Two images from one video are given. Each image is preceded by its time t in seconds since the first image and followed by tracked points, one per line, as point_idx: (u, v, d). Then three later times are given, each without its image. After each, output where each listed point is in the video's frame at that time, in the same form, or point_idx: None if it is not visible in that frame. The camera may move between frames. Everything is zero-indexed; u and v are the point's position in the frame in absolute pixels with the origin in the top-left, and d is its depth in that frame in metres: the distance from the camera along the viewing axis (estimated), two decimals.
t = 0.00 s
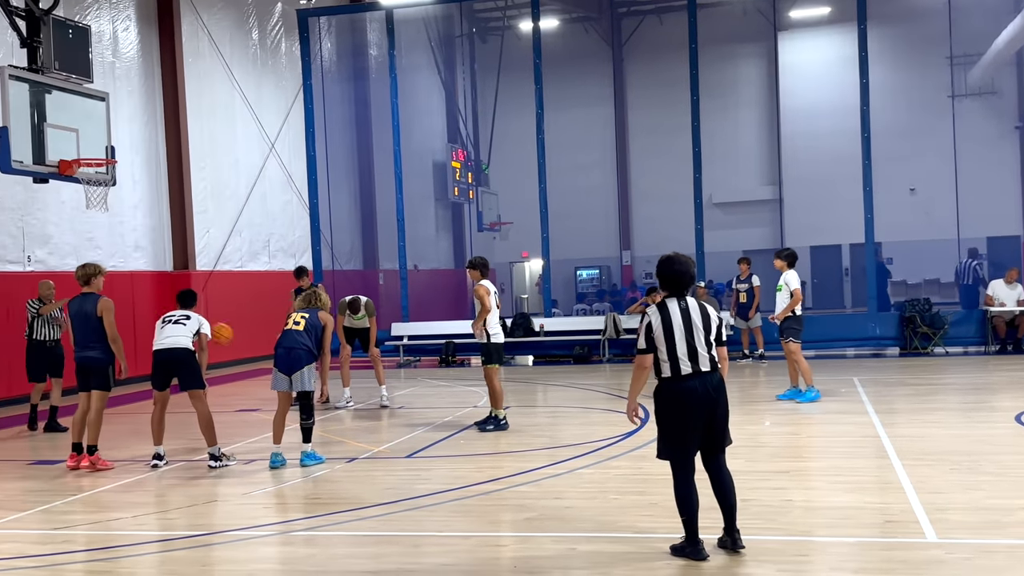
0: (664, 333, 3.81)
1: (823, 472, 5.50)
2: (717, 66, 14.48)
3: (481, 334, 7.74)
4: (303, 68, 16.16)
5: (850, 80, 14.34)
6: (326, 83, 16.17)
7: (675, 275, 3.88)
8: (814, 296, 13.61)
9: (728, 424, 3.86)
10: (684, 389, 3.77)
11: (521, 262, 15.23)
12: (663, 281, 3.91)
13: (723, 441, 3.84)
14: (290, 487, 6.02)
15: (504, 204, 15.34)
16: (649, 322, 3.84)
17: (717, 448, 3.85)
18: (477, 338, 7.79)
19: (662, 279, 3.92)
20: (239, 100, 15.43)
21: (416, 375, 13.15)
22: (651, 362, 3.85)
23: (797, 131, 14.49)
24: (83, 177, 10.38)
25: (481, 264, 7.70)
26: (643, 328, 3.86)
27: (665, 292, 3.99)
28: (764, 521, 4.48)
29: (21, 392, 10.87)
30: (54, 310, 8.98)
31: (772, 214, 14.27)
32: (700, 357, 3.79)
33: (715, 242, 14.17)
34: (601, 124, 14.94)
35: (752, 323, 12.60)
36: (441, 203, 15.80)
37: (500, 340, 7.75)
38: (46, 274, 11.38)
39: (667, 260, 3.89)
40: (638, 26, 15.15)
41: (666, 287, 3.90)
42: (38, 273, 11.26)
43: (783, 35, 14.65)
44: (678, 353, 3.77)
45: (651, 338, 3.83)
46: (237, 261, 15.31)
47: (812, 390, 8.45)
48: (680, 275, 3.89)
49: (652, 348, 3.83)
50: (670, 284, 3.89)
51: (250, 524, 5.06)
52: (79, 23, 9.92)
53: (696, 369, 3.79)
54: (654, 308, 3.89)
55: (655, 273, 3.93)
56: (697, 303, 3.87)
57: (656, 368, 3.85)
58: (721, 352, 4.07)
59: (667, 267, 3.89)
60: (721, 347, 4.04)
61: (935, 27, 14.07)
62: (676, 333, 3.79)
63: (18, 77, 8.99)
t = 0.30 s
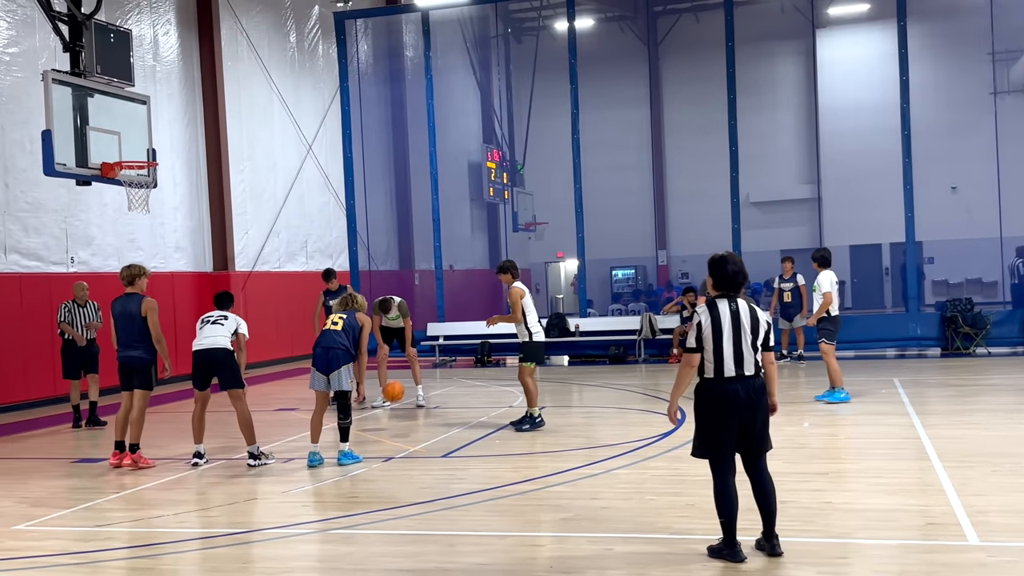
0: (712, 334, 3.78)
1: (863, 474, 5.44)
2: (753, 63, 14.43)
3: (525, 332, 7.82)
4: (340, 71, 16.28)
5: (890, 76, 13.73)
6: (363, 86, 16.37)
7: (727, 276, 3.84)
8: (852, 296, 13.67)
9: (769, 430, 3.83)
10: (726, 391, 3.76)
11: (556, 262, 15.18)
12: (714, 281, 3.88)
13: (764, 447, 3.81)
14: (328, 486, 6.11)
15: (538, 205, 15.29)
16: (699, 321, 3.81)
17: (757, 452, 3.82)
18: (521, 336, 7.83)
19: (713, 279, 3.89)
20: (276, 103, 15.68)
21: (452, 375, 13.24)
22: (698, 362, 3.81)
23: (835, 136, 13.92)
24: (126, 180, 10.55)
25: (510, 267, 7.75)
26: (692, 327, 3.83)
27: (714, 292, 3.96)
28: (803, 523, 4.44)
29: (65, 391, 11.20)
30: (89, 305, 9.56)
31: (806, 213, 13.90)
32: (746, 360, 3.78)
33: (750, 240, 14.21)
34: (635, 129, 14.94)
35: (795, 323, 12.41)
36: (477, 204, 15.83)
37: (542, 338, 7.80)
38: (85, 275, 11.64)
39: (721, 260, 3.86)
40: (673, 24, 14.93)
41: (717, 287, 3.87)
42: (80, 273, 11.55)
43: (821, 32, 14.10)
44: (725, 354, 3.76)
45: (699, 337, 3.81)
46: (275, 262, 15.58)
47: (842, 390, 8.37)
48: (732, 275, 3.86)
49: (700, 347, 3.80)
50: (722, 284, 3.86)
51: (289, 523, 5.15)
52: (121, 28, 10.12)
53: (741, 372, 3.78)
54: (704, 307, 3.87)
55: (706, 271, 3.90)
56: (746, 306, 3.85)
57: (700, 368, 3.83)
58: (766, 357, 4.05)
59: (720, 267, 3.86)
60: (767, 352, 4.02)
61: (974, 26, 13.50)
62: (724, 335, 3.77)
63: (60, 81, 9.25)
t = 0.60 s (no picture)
0: (754, 333, 3.75)
1: (895, 477, 5.40)
2: (784, 63, 14.35)
3: (555, 335, 7.85)
4: (369, 72, 16.31)
5: (922, 76, 13.94)
6: (392, 86, 16.34)
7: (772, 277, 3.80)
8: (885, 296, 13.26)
9: (804, 434, 3.82)
10: (765, 393, 3.74)
11: (584, 264, 15.27)
12: (758, 281, 3.85)
13: (797, 451, 3.80)
14: (357, 486, 6.19)
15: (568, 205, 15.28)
16: (740, 319, 3.79)
17: (791, 455, 3.82)
18: (551, 338, 7.87)
19: (757, 279, 3.86)
20: (307, 105, 15.88)
21: (480, 375, 13.30)
22: (738, 361, 3.78)
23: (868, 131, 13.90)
24: (158, 181, 10.66)
25: (535, 271, 7.79)
26: (733, 325, 3.80)
27: (757, 292, 3.93)
28: (833, 526, 4.43)
29: (98, 391, 11.45)
30: (121, 305, 9.77)
31: (838, 214, 13.91)
32: (786, 363, 3.75)
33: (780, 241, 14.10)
34: (664, 128, 14.86)
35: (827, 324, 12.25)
36: (504, 205, 15.92)
37: (573, 341, 7.82)
38: (117, 274, 11.88)
39: (766, 259, 3.82)
40: (703, 24, 14.89)
41: (761, 287, 3.84)
42: (112, 273, 11.79)
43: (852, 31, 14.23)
44: (765, 356, 3.73)
45: (741, 335, 3.78)
46: (305, 262, 15.76)
47: (872, 393, 8.31)
48: (777, 276, 3.82)
49: (740, 346, 3.77)
50: (765, 284, 3.83)
51: (318, 522, 5.23)
52: (153, 31, 10.40)
53: (780, 375, 3.75)
54: (746, 306, 3.83)
55: (750, 271, 3.86)
56: (789, 308, 3.82)
57: (739, 368, 3.80)
58: (806, 361, 4.04)
59: (765, 268, 3.82)
60: (807, 356, 4.00)
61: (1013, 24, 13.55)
62: (765, 335, 3.74)
63: (94, 83, 9.54)
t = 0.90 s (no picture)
0: (788, 336, 3.75)
1: (914, 482, 5.37)
2: (803, 65, 14.28)
3: (569, 339, 7.86)
4: (387, 76, 16.37)
5: (941, 81, 13.67)
6: (410, 90, 16.42)
7: (803, 281, 3.81)
8: (904, 302, 13.28)
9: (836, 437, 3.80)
10: (798, 397, 3.71)
11: (601, 266, 15.15)
12: (789, 285, 3.85)
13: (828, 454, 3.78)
14: (374, 488, 6.23)
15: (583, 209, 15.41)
16: (774, 321, 3.78)
17: (820, 459, 3.80)
18: (565, 342, 7.88)
19: (789, 283, 3.86)
20: (325, 109, 16.00)
21: (496, 378, 13.32)
22: (772, 364, 3.75)
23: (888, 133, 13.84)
24: (177, 183, 10.73)
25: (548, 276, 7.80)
26: (767, 328, 3.79)
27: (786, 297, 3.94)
28: (851, 531, 4.41)
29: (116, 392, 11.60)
30: (142, 308, 9.89)
31: (854, 218, 13.79)
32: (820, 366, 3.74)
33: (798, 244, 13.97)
34: (682, 131, 14.85)
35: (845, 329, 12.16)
36: (521, 208, 15.99)
37: (589, 345, 7.84)
38: (137, 276, 12.01)
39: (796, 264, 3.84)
40: (721, 27, 14.85)
41: (793, 290, 3.83)
42: (131, 275, 11.92)
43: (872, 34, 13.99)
44: (800, 358, 3.71)
45: (775, 338, 3.76)
46: (322, 265, 15.86)
47: (891, 398, 8.25)
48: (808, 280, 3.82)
49: (774, 348, 3.75)
50: (797, 288, 3.82)
51: (335, 523, 5.28)
52: (172, 35, 10.56)
53: (813, 378, 3.73)
54: (779, 309, 3.83)
55: (780, 276, 3.88)
56: (822, 312, 3.82)
57: (773, 371, 3.77)
58: (836, 367, 4.04)
59: (792, 272, 3.85)
60: (837, 363, 4.01)
61: None
62: (800, 338, 3.74)
63: (114, 86, 9.60)
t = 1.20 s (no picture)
0: (806, 339, 3.73)
1: (927, 488, 5.34)
2: (815, 70, 14.28)
3: (579, 344, 7.85)
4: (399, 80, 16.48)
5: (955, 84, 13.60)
6: (421, 93, 16.33)
7: (823, 285, 3.78)
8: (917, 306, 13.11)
9: (856, 443, 3.77)
10: (816, 401, 3.69)
11: (612, 271, 15.07)
12: (808, 289, 3.84)
13: (847, 460, 3.75)
14: (384, 491, 6.25)
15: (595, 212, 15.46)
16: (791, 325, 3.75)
17: (838, 465, 3.77)
18: (574, 347, 7.88)
19: (808, 288, 3.84)
20: (337, 113, 16.10)
21: (506, 382, 13.32)
22: (791, 368, 3.72)
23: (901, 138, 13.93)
24: (189, 187, 10.79)
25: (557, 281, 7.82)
26: (784, 331, 3.77)
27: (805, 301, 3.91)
28: (863, 537, 4.39)
29: (129, 394, 11.68)
30: (153, 310, 9.97)
31: (870, 222, 13.73)
32: (838, 371, 3.71)
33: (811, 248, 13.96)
34: (693, 136, 14.80)
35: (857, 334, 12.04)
36: (532, 211, 15.91)
37: (599, 350, 7.84)
38: (149, 280, 12.10)
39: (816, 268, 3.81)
40: (732, 31, 14.98)
41: (812, 295, 3.81)
42: (144, 278, 12.01)
43: (885, 37, 14.07)
44: (817, 362, 3.70)
45: (792, 342, 3.74)
46: (333, 268, 15.91)
47: (903, 403, 8.23)
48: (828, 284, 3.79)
49: (792, 353, 3.73)
50: (816, 292, 3.81)
51: (345, 527, 5.29)
52: (186, 39, 10.66)
53: (831, 384, 3.71)
54: (796, 313, 3.81)
55: (799, 279, 3.86)
56: (841, 316, 3.79)
57: (791, 375, 3.75)
58: (856, 371, 4.00)
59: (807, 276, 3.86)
60: (858, 367, 3.98)
61: None
62: (818, 342, 3.72)
63: (128, 90, 9.66)
